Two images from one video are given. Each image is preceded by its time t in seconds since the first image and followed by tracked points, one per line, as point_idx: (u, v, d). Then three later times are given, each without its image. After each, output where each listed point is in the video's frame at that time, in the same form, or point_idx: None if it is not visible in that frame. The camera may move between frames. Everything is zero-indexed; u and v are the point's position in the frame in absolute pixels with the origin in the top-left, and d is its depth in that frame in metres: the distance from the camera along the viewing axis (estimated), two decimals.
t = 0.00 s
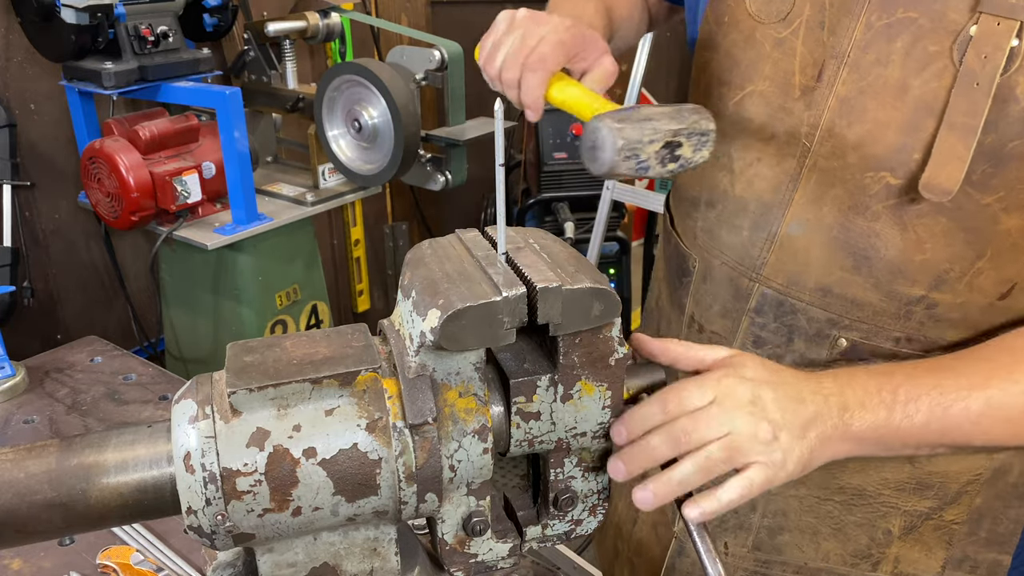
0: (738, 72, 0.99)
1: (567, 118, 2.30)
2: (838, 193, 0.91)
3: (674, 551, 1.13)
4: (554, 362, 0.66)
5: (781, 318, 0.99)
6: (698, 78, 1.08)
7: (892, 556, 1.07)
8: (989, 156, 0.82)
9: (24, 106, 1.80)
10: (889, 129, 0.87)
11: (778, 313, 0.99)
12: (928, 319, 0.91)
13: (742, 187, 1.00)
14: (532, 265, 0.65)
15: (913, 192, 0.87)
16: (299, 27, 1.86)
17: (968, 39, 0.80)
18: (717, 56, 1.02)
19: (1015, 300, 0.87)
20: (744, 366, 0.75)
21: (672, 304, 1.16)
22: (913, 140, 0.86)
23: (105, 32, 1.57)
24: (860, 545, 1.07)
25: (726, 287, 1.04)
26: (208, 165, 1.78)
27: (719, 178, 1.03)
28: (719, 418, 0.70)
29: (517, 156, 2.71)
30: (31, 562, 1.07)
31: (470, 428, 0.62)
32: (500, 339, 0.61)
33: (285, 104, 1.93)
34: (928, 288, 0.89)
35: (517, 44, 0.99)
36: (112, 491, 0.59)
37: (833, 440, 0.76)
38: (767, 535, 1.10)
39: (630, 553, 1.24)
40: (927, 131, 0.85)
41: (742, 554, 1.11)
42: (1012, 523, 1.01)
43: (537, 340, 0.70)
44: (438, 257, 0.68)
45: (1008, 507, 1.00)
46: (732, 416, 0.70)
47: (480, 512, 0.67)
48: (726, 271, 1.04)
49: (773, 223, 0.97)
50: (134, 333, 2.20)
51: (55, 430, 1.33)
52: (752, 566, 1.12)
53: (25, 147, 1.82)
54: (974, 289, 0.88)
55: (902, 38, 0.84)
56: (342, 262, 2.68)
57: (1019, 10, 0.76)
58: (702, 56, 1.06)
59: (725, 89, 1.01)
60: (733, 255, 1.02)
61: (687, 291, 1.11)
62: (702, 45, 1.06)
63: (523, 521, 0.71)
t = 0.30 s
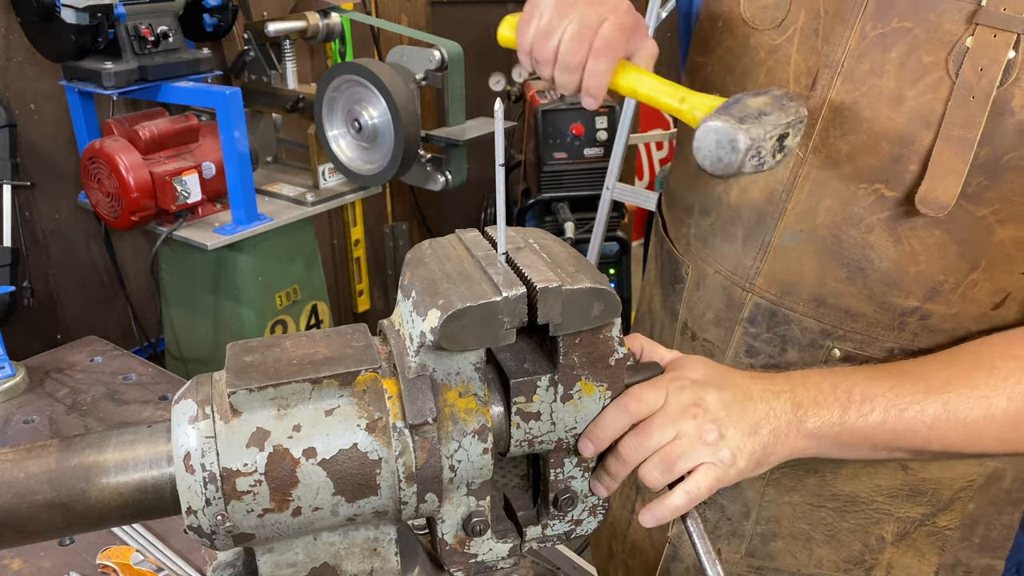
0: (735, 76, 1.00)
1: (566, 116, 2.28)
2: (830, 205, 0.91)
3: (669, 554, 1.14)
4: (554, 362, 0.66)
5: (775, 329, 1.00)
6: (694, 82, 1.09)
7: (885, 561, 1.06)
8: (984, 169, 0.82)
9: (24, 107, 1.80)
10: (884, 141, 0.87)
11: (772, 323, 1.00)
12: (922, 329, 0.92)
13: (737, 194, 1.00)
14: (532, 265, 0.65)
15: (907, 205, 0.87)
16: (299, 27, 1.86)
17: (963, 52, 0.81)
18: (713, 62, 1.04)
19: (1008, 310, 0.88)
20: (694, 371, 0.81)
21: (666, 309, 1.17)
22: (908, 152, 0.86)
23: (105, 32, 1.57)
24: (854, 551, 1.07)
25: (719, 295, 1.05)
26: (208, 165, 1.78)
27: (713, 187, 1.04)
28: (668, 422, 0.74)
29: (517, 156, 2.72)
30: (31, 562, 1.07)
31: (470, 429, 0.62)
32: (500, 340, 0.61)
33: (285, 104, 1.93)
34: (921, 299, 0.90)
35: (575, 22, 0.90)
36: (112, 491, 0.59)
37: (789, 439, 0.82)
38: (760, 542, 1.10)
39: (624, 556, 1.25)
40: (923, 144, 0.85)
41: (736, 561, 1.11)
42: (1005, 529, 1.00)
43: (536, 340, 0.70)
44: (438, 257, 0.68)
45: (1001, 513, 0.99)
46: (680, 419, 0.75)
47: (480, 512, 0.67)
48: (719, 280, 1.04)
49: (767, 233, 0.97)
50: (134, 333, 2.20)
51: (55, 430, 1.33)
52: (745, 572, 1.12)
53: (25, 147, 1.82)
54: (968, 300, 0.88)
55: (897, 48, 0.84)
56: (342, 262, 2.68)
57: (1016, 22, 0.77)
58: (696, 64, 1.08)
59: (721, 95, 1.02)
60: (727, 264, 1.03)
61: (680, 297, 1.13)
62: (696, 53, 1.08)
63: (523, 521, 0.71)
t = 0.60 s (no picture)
0: (730, 77, 0.99)
1: (566, 116, 2.28)
2: (830, 207, 0.91)
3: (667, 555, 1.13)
4: (554, 362, 0.66)
5: (773, 332, 1.00)
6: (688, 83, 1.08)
7: (883, 563, 1.06)
8: (985, 171, 0.83)
9: (24, 106, 1.80)
10: (884, 142, 0.87)
11: (770, 326, 1.00)
12: (922, 331, 0.92)
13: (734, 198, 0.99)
14: (532, 265, 0.65)
15: (908, 205, 0.88)
16: (298, 27, 1.86)
17: (964, 52, 0.81)
18: (708, 62, 1.03)
19: (1006, 311, 0.89)
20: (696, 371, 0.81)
21: (661, 313, 1.16)
22: (907, 155, 0.86)
23: (105, 31, 1.57)
24: (852, 554, 1.07)
25: (717, 298, 1.04)
26: (208, 165, 1.79)
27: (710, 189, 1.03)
28: (669, 422, 0.74)
29: (517, 156, 2.72)
30: (31, 562, 1.07)
31: (470, 429, 0.62)
32: (500, 339, 0.61)
33: (285, 104, 1.92)
34: (922, 301, 0.90)
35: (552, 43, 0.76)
36: (112, 491, 0.59)
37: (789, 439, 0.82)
38: (759, 546, 1.10)
39: (621, 558, 1.25)
40: (923, 146, 0.86)
41: (734, 564, 1.12)
42: (1001, 529, 1.01)
43: (536, 340, 0.70)
44: (438, 256, 0.68)
45: (999, 514, 1.00)
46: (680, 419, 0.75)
47: (480, 512, 0.67)
48: (717, 283, 1.04)
49: (765, 235, 0.97)
50: (134, 333, 2.20)
51: (55, 430, 1.33)
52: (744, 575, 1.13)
53: (25, 147, 1.82)
54: (968, 301, 0.89)
55: (897, 49, 0.85)
56: (342, 262, 2.68)
57: (1017, 23, 0.77)
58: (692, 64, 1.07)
59: (717, 95, 1.01)
60: (725, 266, 1.02)
61: (677, 300, 1.12)
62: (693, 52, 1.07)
63: (523, 521, 0.71)
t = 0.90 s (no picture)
0: (714, 77, 0.99)
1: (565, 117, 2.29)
2: (815, 203, 0.92)
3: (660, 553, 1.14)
4: (554, 362, 0.66)
5: (761, 329, 0.99)
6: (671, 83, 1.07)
7: (876, 555, 1.07)
8: (967, 165, 0.83)
9: (24, 107, 1.80)
10: (867, 139, 0.87)
11: (758, 323, 1.00)
12: (908, 326, 0.93)
13: (720, 197, 0.99)
14: (532, 265, 0.65)
15: (891, 202, 0.88)
16: (299, 27, 1.86)
17: (943, 48, 0.81)
18: (690, 63, 1.02)
19: (991, 304, 0.90)
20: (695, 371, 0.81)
21: (650, 313, 1.16)
22: (891, 150, 0.87)
23: (105, 32, 1.57)
24: (845, 547, 1.07)
25: (705, 298, 1.04)
26: (208, 165, 1.79)
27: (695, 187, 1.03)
28: (669, 421, 0.74)
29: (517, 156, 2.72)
30: (31, 562, 1.07)
31: (470, 429, 0.62)
32: (500, 339, 0.61)
33: (285, 104, 1.92)
34: (907, 295, 0.91)
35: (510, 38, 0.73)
36: (111, 491, 0.59)
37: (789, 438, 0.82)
38: (753, 541, 1.10)
39: (615, 558, 1.25)
40: (905, 142, 0.86)
41: (729, 561, 1.11)
42: (992, 517, 1.01)
43: (536, 340, 0.70)
44: (438, 257, 0.68)
45: (989, 503, 1.00)
46: (679, 418, 0.75)
47: (480, 512, 0.67)
48: (704, 283, 1.04)
49: (750, 234, 0.97)
50: (134, 333, 2.20)
51: (55, 430, 1.33)
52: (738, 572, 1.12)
53: (25, 147, 1.82)
54: (952, 294, 0.90)
55: (877, 46, 0.85)
56: (342, 261, 2.68)
57: (994, 19, 0.77)
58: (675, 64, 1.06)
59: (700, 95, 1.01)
60: (711, 266, 1.02)
61: (664, 300, 1.11)
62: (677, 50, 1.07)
63: (523, 521, 0.71)
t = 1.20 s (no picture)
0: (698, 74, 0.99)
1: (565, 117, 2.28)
2: (799, 200, 0.92)
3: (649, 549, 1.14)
4: (554, 362, 0.66)
5: (747, 326, 0.99)
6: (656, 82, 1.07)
7: (863, 551, 1.06)
8: (949, 161, 0.84)
9: (24, 107, 1.80)
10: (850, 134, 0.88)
11: (744, 320, 0.99)
12: (893, 321, 0.93)
13: (705, 194, 1.00)
14: (532, 265, 0.65)
15: (876, 198, 0.88)
16: (299, 27, 1.86)
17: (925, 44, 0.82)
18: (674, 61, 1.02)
19: (974, 298, 0.90)
20: (699, 372, 0.81)
21: (637, 311, 1.15)
22: (875, 145, 0.87)
23: (105, 31, 1.57)
24: (833, 542, 1.07)
25: (692, 295, 1.03)
26: (208, 165, 1.79)
27: (681, 185, 1.03)
28: (671, 422, 0.74)
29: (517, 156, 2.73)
30: (31, 562, 1.07)
31: (470, 429, 0.62)
32: (500, 339, 0.61)
33: (285, 104, 1.92)
34: (892, 291, 0.91)
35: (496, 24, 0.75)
36: (112, 491, 0.59)
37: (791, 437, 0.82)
38: (741, 538, 1.09)
39: (604, 558, 1.24)
40: (887, 138, 0.86)
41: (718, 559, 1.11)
42: (977, 511, 1.01)
43: (536, 340, 0.70)
44: (438, 256, 0.68)
45: (974, 496, 1.00)
46: (682, 419, 0.75)
47: (480, 512, 0.67)
48: (690, 280, 1.03)
49: (736, 231, 0.97)
50: (134, 333, 2.20)
51: (55, 430, 1.33)
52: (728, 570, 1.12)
53: (25, 147, 1.82)
54: (936, 290, 0.90)
55: (860, 43, 0.85)
56: (342, 261, 2.68)
57: (975, 14, 0.78)
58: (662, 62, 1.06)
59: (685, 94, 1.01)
60: (698, 263, 1.02)
61: (651, 298, 1.11)
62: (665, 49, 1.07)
63: (523, 521, 0.71)
